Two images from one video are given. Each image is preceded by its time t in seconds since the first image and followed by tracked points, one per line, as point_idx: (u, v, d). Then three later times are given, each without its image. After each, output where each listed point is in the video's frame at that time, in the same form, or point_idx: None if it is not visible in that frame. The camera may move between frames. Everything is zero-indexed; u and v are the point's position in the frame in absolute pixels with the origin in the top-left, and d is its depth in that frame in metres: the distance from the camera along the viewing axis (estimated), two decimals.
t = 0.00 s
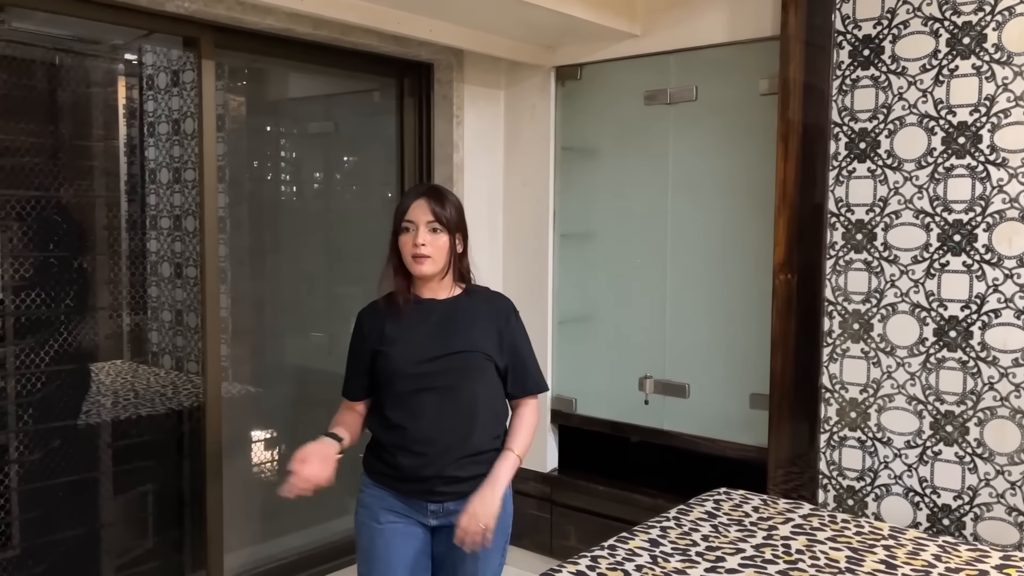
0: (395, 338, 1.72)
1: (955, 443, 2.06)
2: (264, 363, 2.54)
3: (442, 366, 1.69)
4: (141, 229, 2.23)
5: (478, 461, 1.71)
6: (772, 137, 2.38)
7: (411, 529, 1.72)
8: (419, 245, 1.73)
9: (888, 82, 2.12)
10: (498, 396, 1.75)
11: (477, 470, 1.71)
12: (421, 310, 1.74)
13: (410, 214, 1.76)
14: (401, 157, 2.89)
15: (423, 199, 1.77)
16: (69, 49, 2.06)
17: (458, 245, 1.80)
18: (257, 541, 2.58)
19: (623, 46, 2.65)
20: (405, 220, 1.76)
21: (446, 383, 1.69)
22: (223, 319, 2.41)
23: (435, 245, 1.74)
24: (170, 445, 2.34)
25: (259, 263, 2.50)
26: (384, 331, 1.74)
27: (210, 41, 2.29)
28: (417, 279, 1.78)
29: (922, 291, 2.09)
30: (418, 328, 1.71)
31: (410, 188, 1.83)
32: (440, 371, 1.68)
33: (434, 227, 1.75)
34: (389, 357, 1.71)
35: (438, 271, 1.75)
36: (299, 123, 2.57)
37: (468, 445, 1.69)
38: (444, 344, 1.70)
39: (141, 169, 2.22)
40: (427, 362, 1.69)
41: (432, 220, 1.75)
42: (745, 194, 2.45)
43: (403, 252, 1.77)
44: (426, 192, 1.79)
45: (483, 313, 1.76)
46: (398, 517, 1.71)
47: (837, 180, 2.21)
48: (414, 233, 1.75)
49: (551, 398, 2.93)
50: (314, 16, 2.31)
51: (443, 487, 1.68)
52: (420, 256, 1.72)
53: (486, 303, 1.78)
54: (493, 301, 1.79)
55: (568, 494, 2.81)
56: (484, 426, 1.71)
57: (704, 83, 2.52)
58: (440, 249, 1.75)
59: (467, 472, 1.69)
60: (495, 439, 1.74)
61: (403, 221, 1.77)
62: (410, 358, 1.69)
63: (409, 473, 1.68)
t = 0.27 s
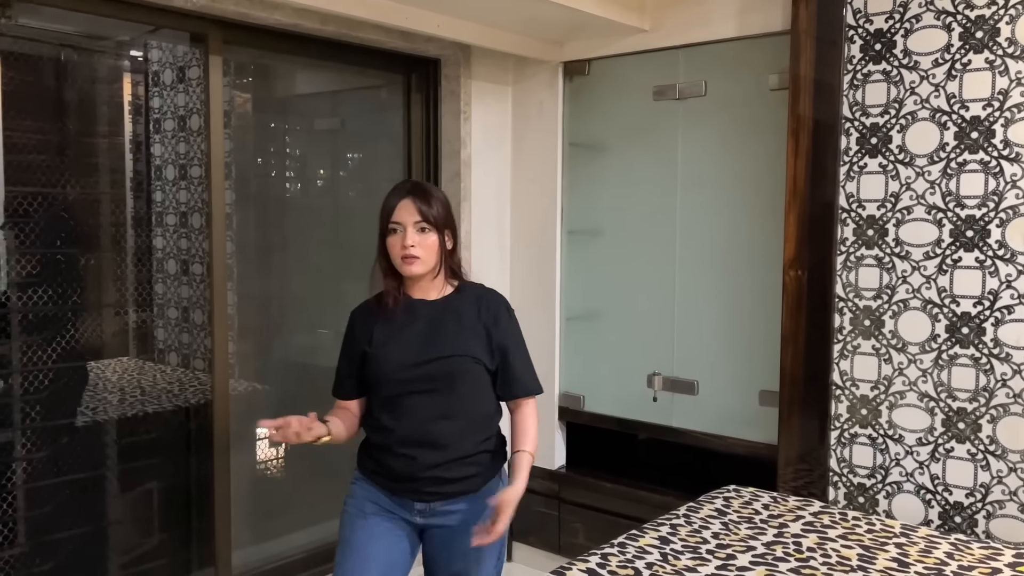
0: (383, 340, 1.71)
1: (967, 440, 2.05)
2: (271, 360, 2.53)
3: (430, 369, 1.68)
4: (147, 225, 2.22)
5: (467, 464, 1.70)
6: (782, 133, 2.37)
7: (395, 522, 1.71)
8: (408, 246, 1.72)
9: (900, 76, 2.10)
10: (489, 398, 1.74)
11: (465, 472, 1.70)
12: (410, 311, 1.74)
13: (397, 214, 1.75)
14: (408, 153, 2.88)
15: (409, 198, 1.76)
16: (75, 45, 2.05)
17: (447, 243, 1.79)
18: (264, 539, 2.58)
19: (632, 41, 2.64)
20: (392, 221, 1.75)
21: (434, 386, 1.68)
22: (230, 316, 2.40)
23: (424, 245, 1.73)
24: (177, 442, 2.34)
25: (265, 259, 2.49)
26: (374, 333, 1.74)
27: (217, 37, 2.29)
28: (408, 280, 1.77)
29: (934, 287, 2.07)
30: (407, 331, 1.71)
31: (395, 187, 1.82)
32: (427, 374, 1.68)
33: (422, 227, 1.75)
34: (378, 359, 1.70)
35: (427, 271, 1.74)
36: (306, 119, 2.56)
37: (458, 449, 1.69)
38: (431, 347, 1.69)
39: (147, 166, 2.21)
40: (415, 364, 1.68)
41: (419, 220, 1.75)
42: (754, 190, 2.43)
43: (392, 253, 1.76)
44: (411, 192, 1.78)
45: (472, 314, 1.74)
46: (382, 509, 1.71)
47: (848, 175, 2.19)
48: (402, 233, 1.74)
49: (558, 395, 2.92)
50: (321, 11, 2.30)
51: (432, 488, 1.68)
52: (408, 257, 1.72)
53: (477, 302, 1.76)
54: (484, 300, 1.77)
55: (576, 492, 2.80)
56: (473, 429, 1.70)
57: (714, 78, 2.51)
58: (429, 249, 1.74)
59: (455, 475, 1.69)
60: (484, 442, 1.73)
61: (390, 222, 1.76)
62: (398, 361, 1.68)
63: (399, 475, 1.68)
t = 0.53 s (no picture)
0: (351, 340, 1.67)
1: (980, 438, 2.04)
2: (279, 357, 2.53)
3: (393, 374, 1.63)
4: (155, 222, 2.22)
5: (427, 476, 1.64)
6: (793, 129, 2.35)
7: (355, 538, 1.68)
8: (381, 245, 1.68)
9: (912, 71, 2.09)
10: (455, 407, 1.68)
11: (422, 485, 1.63)
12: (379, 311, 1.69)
13: (369, 211, 1.71)
14: (416, 150, 2.88)
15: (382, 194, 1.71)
16: (84, 41, 2.05)
17: (420, 242, 1.75)
18: (273, 535, 2.58)
19: (642, 37, 2.63)
20: (364, 218, 1.71)
21: (396, 392, 1.63)
22: (239, 313, 2.40)
23: (398, 244, 1.69)
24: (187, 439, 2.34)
25: (273, 256, 2.49)
26: (341, 333, 1.70)
27: (226, 33, 2.28)
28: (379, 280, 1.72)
29: (947, 284, 2.06)
30: (374, 333, 1.66)
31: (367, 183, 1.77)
32: (390, 378, 1.63)
33: (396, 226, 1.70)
34: (343, 361, 1.66)
35: (401, 270, 1.69)
36: (314, 116, 2.56)
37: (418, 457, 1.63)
38: (396, 351, 1.63)
39: (154, 163, 2.20)
40: (378, 368, 1.63)
41: (393, 219, 1.70)
42: (764, 186, 2.42)
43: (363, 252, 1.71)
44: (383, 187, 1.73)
45: (441, 319, 1.68)
46: (343, 527, 1.69)
47: (860, 171, 2.18)
48: (375, 232, 1.69)
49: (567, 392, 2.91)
50: (330, 7, 2.29)
51: (388, 498, 1.62)
52: (381, 255, 1.67)
53: (448, 309, 1.71)
54: (455, 307, 1.72)
55: (584, 489, 2.80)
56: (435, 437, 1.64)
57: (724, 73, 2.49)
58: (403, 248, 1.69)
59: (412, 487, 1.62)
60: (448, 452, 1.67)
61: (362, 219, 1.71)
62: (362, 364, 1.64)
63: (359, 481, 1.64)
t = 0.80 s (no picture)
0: (278, 331, 1.49)
1: (998, 437, 2.02)
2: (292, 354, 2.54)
3: (310, 372, 1.42)
4: (169, 219, 2.23)
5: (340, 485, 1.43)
6: (809, 126, 2.34)
7: (281, 538, 1.49)
8: (319, 240, 1.46)
9: (930, 67, 2.07)
10: (379, 415, 1.44)
11: (335, 493, 1.43)
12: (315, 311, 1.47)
13: (309, 202, 1.49)
14: (429, 147, 2.87)
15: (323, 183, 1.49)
16: (100, 39, 2.06)
17: (367, 237, 1.51)
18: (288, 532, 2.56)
19: (656, 34, 2.62)
20: (303, 209, 1.49)
21: (314, 393, 1.42)
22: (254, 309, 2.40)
23: (338, 240, 1.46)
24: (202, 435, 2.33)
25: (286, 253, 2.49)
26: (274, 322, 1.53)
27: (243, 30, 2.28)
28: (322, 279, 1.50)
29: (965, 281, 2.04)
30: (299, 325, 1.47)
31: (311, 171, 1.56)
32: (307, 377, 1.43)
33: (338, 219, 1.48)
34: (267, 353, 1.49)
35: (344, 269, 1.47)
36: (327, 113, 2.56)
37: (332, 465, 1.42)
38: (314, 349, 1.43)
39: (168, 161, 2.22)
40: (298, 365, 1.44)
41: (334, 211, 1.48)
42: (780, 183, 2.41)
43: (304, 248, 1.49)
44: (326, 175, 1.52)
45: (371, 314, 1.45)
46: (270, 525, 1.50)
47: (877, 168, 2.17)
48: (314, 225, 1.47)
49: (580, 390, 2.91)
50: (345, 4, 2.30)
51: (301, 502, 1.45)
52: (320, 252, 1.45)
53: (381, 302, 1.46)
54: (388, 302, 1.47)
55: (597, 487, 2.80)
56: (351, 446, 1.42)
57: (740, 70, 2.48)
58: (345, 244, 1.47)
59: (317, 491, 1.43)
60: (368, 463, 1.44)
61: (301, 210, 1.50)
62: (284, 360, 1.45)
63: (276, 481, 1.48)
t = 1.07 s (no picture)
0: (233, 340, 1.50)
1: (1018, 437, 2.00)
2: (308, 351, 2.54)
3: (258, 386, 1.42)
4: (185, 217, 2.24)
5: (290, 492, 1.42)
6: (827, 123, 2.33)
7: (240, 545, 1.50)
8: (257, 247, 1.42)
9: (951, 64, 2.05)
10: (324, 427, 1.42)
11: (284, 504, 1.43)
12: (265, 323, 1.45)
13: (247, 205, 1.44)
14: (444, 145, 2.88)
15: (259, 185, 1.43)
16: (119, 37, 2.07)
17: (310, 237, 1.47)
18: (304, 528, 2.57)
19: (673, 31, 2.61)
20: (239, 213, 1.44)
21: (263, 405, 1.42)
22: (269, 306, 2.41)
23: (278, 245, 1.42)
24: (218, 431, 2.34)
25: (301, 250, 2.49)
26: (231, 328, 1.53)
27: (259, 30, 2.32)
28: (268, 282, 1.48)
29: (985, 280, 2.02)
30: (252, 337, 1.47)
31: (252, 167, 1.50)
32: (254, 388, 1.42)
33: (276, 223, 1.43)
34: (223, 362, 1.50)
35: (284, 274, 1.44)
36: (343, 111, 2.56)
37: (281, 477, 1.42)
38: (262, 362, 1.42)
39: (184, 159, 2.21)
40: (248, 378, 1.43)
41: (272, 215, 1.42)
42: (797, 181, 2.40)
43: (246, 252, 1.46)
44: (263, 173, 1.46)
45: (321, 324, 1.43)
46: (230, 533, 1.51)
47: (896, 166, 2.15)
48: (252, 231, 1.43)
49: (595, 388, 2.90)
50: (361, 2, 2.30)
51: (253, 511, 1.45)
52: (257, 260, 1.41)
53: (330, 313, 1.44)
54: (339, 313, 1.44)
55: (612, 486, 2.79)
56: (298, 458, 1.41)
57: (756, 68, 2.47)
58: (284, 249, 1.43)
59: (264, 504, 1.43)
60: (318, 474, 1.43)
61: (240, 214, 1.45)
62: (236, 371, 1.45)
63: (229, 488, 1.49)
